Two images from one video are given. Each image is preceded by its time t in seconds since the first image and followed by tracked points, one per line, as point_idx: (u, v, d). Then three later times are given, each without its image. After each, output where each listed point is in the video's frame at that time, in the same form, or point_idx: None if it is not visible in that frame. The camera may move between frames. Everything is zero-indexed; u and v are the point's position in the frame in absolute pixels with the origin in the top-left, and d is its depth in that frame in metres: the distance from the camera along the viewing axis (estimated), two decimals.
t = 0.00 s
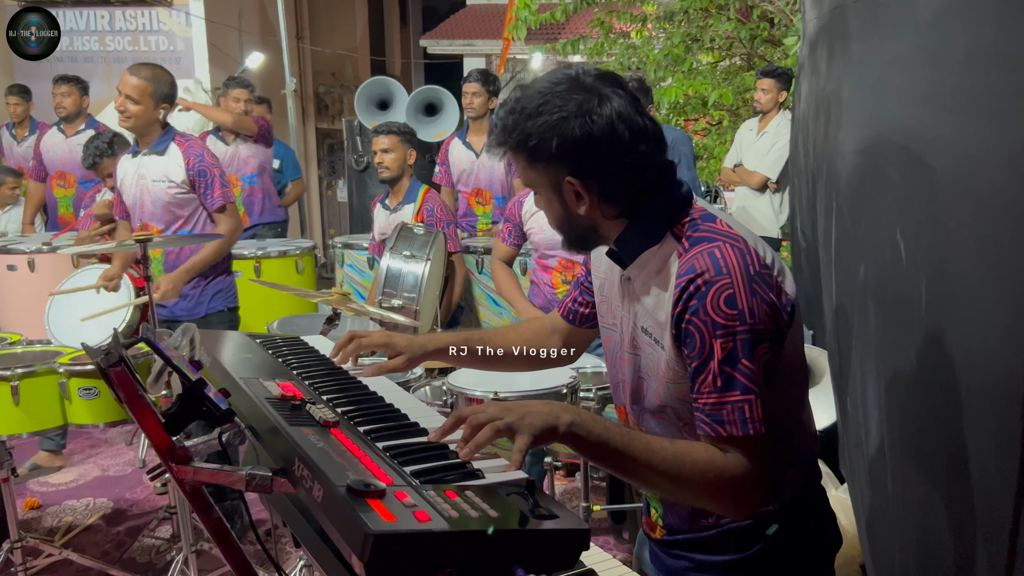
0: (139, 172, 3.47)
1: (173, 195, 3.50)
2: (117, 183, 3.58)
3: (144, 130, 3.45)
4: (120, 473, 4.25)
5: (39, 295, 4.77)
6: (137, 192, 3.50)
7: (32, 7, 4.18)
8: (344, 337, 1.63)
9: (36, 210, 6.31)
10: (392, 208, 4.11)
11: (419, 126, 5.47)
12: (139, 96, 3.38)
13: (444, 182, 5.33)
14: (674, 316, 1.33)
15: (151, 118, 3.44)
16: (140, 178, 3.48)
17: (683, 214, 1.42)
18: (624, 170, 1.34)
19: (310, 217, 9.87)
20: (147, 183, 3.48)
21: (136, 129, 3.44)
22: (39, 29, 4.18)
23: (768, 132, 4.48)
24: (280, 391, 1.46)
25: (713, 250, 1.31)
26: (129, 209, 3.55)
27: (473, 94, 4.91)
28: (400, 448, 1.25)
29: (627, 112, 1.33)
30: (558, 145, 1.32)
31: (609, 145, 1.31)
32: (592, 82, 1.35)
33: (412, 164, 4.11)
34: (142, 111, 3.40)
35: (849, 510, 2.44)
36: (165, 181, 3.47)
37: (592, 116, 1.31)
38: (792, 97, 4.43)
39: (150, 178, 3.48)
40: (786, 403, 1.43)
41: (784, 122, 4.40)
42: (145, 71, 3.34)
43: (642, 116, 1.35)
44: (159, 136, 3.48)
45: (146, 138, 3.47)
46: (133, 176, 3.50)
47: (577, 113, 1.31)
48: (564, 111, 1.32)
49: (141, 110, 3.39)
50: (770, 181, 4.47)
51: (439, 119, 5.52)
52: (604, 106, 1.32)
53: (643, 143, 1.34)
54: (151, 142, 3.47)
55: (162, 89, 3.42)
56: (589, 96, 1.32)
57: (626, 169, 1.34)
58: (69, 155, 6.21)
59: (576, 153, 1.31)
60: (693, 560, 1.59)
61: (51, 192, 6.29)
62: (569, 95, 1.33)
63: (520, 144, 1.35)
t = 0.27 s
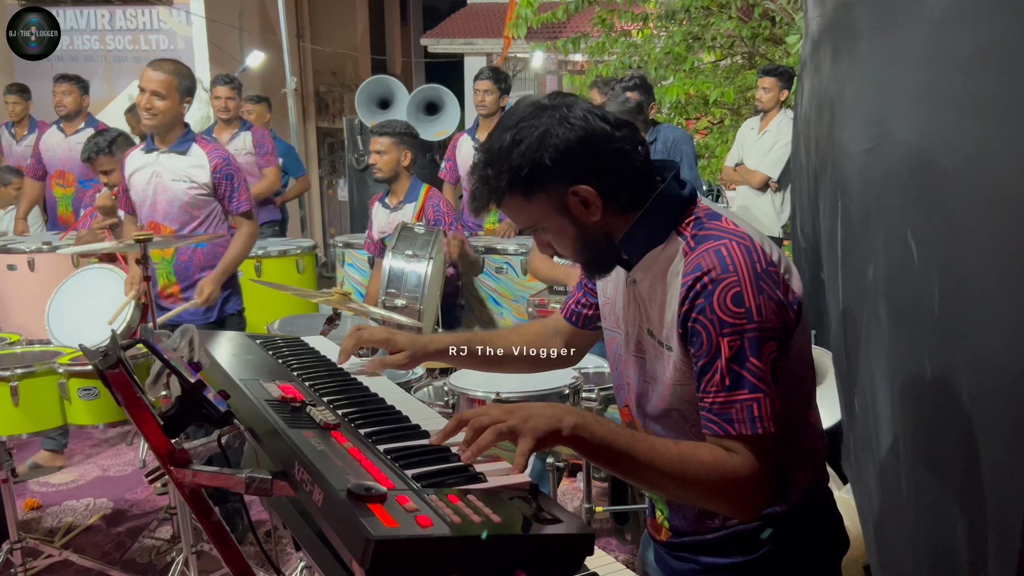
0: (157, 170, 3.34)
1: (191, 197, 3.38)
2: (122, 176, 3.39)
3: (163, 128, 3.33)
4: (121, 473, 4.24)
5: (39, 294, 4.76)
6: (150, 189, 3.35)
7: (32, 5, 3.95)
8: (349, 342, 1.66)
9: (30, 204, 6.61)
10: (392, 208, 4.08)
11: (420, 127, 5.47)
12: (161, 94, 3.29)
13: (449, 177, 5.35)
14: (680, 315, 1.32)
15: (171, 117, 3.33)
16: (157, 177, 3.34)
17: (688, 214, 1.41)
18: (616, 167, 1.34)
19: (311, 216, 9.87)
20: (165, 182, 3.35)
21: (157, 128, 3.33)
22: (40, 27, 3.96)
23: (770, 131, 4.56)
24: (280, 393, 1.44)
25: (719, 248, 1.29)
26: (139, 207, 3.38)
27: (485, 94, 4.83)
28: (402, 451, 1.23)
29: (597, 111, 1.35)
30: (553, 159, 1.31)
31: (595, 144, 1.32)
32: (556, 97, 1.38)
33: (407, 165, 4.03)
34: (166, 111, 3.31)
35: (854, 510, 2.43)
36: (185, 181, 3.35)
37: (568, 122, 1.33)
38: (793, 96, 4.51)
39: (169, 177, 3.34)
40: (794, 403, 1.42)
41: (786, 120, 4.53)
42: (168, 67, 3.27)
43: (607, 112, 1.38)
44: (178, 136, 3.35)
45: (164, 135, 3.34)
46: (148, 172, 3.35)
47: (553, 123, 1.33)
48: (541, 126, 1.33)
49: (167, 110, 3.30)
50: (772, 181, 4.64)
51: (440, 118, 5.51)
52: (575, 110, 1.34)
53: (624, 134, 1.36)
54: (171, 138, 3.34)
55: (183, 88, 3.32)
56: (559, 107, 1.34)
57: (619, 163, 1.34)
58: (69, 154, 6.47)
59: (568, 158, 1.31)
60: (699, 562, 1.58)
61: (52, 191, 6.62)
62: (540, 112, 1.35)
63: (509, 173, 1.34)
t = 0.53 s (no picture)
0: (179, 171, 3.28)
1: (215, 199, 3.36)
2: (135, 177, 3.29)
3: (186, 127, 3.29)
4: (121, 472, 4.23)
5: (39, 293, 4.74)
6: (171, 190, 3.29)
7: (32, 7, 4.17)
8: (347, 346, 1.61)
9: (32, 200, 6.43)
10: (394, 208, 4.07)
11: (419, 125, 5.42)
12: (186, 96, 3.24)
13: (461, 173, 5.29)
14: (679, 315, 1.31)
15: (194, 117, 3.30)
16: (179, 178, 3.28)
17: (686, 213, 1.39)
18: (607, 175, 1.33)
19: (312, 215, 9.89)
20: (187, 184, 3.30)
21: (181, 130, 3.29)
22: (39, 28, 4.16)
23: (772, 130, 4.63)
24: (279, 394, 1.43)
25: (718, 247, 1.29)
26: (157, 208, 3.31)
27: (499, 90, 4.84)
28: (401, 452, 1.22)
29: (581, 121, 1.34)
30: (541, 174, 1.31)
31: (583, 156, 1.31)
32: (537, 113, 1.37)
33: (398, 172, 3.97)
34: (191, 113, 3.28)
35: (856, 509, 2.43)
36: (211, 184, 3.33)
37: (553, 137, 1.32)
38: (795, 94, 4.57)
39: (191, 180, 3.30)
40: (796, 403, 1.41)
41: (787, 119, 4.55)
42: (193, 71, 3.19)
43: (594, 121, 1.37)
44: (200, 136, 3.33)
45: (187, 137, 3.31)
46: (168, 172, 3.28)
47: (538, 140, 1.32)
48: (527, 143, 1.32)
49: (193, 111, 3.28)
50: (774, 180, 4.56)
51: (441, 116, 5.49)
52: (560, 123, 1.33)
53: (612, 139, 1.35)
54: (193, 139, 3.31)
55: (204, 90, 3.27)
56: (541, 124, 1.33)
57: (609, 170, 1.33)
58: (69, 151, 6.21)
59: (558, 171, 1.30)
60: (703, 563, 1.57)
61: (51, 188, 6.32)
62: (524, 129, 1.33)
63: (501, 189, 1.34)
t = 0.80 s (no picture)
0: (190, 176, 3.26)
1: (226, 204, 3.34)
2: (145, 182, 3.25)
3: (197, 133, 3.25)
4: (121, 471, 4.23)
5: (38, 291, 4.74)
6: (183, 196, 3.26)
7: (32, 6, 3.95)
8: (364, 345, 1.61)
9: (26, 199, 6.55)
10: (394, 207, 4.07)
11: (419, 124, 5.42)
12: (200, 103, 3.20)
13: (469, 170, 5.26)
14: (679, 314, 1.30)
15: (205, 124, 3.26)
16: (190, 183, 3.26)
17: (687, 212, 1.38)
18: (603, 192, 1.30)
19: (313, 213, 9.93)
20: (198, 190, 3.28)
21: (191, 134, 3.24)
22: (40, 28, 3.97)
23: (773, 128, 4.69)
24: (279, 395, 1.42)
25: (717, 246, 1.27)
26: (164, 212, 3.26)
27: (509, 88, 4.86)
28: (401, 453, 1.22)
29: (591, 134, 1.27)
30: (531, 187, 1.29)
31: (580, 174, 1.27)
32: (552, 110, 1.30)
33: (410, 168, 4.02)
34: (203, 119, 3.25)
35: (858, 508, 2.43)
36: (222, 189, 3.31)
37: (553, 150, 1.27)
38: (797, 93, 4.61)
39: (202, 185, 3.28)
40: (798, 403, 1.40)
41: (789, 118, 4.60)
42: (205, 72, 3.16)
43: (608, 132, 1.29)
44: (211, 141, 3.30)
45: (199, 141, 3.27)
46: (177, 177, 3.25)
47: (541, 150, 1.27)
48: (528, 150, 1.28)
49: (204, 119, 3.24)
50: (775, 178, 4.62)
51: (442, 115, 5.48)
52: (567, 136, 1.27)
53: (617, 159, 1.29)
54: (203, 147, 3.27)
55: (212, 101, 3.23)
56: (549, 131, 1.28)
57: (603, 190, 1.29)
58: (69, 149, 6.40)
59: (552, 184, 1.28)
60: (704, 563, 1.56)
61: (52, 186, 6.53)
62: (530, 132, 1.28)
63: (494, 186, 1.33)
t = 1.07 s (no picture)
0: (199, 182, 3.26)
1: (236, 208, 3.35)
2: (154, 188, 3.25)
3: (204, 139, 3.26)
4: (122, 468, 4.23)
5: (37, 290, 4.73)
6: (192, 201, 3.26)
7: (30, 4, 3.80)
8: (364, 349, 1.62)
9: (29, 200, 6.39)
10: (396, 205, 4.06)
11: (420, 121, 5.39)
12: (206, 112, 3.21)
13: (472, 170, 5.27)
14: (681, 313, 1.29)
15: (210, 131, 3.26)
16: (198, 189, 3.26)
17: (689, 211, 1.37)
18: (606, 190, 1.29)
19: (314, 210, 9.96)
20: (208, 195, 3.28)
21: (196, 138, 3.24)
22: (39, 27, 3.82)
23: (774, 126, 4.80)
24: (280, 394, 1.42)
25: (719, 245, 1.27)
26: (177, 216, 3.28)
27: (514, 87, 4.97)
28: (402, 453, 1.21)
29: (601, 132, 1.26)
30: (535, 180, 1.29)
31: (586, 170, 1.27)
32: (563, 104, 1.29)
33: (406, 161, 4.02)
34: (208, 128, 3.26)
35: (858, 506, 2.43)
36: (231, 194, 3.32)
37: (562, 145, 1.26)
38: (797, 90, 4.72)
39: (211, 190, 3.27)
40: (799, 402, 1.40)
41: (790, 114, 4.73)
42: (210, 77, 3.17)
43: (618, 131, 1.28)
44: (218, 145, 3.29)
45: (205, 145, 3.26)
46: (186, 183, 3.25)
47: (549, 143, 1.26)
48: (536, 142, 1.27)
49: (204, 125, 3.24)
50: (777, 175, 4.69)
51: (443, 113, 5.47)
52: (577, 132, 1.26)
53: (623, 159, 1.29)
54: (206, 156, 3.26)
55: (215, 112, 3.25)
56: (559, 125, 1.27)
57: (606, 189, 1.29)
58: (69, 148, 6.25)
59: (556, 180, 1.27)
60: (704, 562, 1.55)
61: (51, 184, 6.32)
62: (540, 124, 1.27)
63: (498, 173, 1.33)
